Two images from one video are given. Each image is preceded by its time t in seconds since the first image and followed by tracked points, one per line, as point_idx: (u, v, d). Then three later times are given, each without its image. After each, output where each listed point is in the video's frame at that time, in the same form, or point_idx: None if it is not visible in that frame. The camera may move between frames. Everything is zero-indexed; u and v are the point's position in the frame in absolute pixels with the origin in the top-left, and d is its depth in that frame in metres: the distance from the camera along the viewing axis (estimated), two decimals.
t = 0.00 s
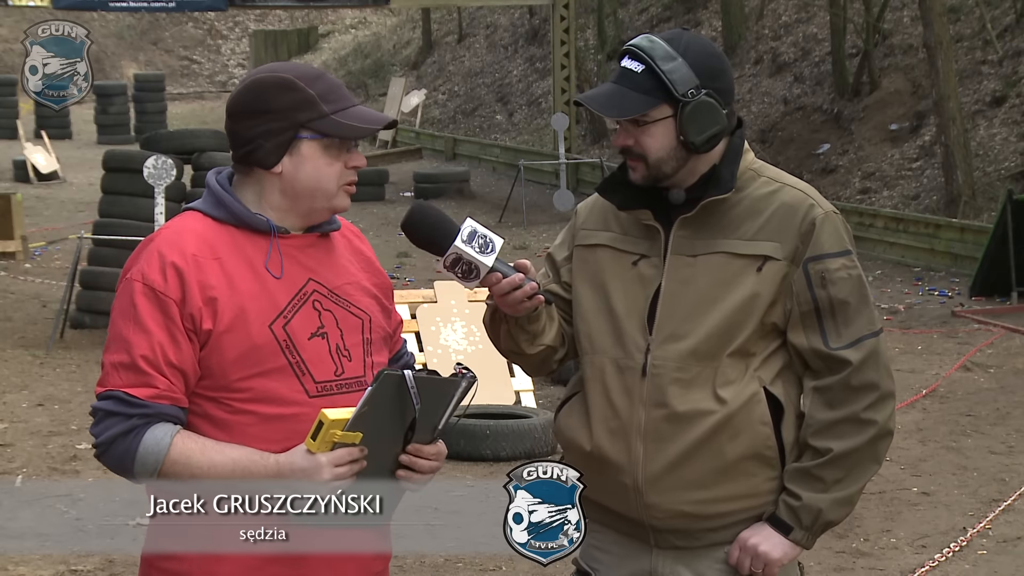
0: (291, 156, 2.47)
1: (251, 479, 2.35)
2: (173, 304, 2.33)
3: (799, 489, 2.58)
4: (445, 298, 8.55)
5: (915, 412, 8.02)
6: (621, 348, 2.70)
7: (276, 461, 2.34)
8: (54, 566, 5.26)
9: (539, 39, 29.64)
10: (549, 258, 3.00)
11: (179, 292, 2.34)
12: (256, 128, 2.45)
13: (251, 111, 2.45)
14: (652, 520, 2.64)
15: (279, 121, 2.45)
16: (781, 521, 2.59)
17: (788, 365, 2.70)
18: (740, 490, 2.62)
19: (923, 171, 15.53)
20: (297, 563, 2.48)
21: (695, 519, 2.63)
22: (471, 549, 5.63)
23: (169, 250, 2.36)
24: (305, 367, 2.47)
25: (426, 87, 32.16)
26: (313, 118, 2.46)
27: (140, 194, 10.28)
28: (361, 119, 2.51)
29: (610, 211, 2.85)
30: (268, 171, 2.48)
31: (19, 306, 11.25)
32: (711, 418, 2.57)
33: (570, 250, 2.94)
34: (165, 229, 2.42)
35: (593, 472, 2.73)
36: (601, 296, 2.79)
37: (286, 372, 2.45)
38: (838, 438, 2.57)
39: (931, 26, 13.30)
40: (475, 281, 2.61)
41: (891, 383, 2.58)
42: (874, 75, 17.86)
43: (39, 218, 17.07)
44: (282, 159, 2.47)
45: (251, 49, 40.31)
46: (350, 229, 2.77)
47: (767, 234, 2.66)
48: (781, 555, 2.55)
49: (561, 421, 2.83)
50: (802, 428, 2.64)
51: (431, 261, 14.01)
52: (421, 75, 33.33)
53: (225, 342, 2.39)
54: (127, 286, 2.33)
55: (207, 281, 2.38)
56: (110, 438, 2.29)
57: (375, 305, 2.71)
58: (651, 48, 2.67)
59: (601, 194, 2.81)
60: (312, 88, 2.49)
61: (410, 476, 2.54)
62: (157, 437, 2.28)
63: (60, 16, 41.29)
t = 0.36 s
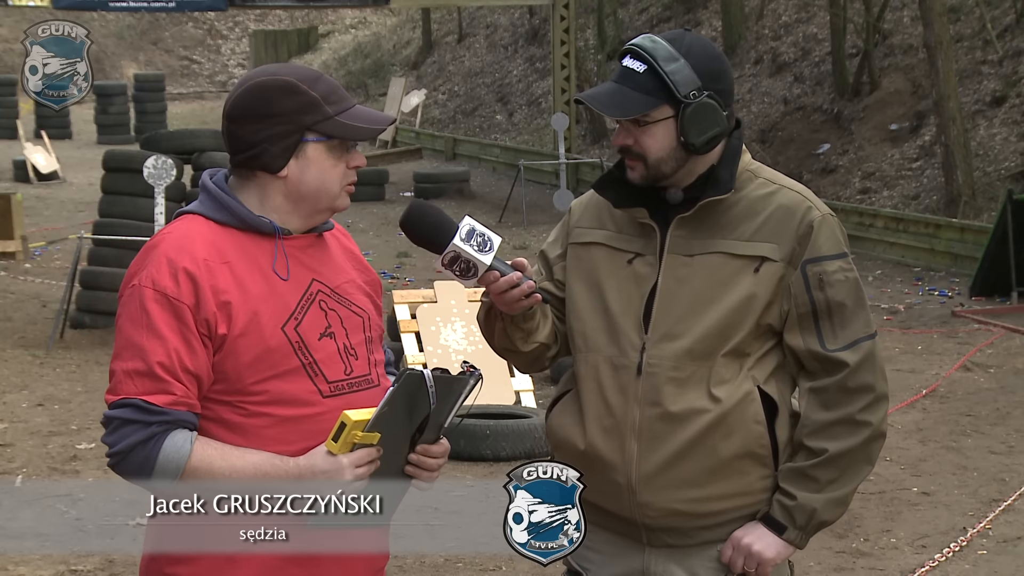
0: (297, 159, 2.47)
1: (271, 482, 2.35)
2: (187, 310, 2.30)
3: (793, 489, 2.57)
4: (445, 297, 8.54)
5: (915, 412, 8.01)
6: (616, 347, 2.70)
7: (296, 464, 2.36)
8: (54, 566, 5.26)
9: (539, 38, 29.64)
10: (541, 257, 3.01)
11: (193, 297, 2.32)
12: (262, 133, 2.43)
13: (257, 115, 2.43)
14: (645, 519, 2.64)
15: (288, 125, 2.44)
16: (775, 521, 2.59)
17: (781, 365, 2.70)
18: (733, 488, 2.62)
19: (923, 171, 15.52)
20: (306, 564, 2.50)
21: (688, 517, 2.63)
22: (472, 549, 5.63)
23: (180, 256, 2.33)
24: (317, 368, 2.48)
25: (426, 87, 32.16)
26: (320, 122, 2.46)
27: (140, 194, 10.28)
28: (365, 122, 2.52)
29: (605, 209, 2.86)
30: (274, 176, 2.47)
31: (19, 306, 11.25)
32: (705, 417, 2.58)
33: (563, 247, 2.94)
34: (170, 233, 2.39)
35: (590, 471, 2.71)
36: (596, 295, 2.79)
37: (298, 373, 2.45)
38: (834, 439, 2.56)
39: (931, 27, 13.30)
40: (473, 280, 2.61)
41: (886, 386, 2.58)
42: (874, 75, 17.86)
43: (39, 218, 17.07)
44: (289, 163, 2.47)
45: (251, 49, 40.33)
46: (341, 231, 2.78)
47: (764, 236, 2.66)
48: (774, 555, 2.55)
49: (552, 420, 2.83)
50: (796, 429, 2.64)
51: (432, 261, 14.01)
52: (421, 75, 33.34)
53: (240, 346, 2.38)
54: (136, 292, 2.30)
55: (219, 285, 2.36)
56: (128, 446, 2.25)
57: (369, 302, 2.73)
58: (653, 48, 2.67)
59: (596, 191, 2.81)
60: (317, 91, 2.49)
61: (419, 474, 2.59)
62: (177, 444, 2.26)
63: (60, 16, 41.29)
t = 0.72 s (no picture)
0: (291, 155, 2.47)
1: (277, 475, 2.35)
2: (190, 304, 2.30)
3: (782, 489, 2.57)
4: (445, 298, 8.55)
5: (915, 412, 8.01)
6: (607, 345, 2.70)
7: (301, 458, 2.35)
8: (54, 566, 5.26)
9: (539, 38, 29.65)
10: (534, 256, 3.01)
11: (196, 291, 2.31)
12: (256, 132, 2.43)
13: (251, 115, 2.43)
14: (635, 517, 2.64)
15: (281, 122, 2.44)
16: (764, 521, 2.59)
17: (771, 365, 2.71)
18: (723, 487, 2.62)
19: (923, 171, 15.52)
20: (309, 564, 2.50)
21: (677, 517, 2.63)
22: (471, 549, 5.63)
23: (183, 250, 2.33)
24: (321, 362, 2.49)
25: (426, 87, 32.16)
26: (312, 116, 2.46)
27: (140, 194, 10.28)
28: (357, 119, 2.51)
29: (596, 208, 2.86)
30: (268, 174, 2.47)
31: (19, 306, 11.25)
32: (694, 416, 2.58)
33: (555, 247, 2.95)
34: (172, 228, 2.39)
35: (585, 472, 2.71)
36: (587, 294, 2.79)
37: (300, 368, 2.45)
38: (822, 438, 2.56)
39: (931, 27, 13.30)
40: (467, 280, 2.61)
41: (874, 386, 2.58)
42: (874, 75, 17.86)
43: (39, 218, 17.06)
44: (283, 160, 2.47)
45: (251, 49, 40.31)
46: (339, 226, 2.79)
47: (755, 235, 2.66)
48: (762, 554, 2.55)
49: (544, 418, 2.84)
50: (785, 429, 2.65)
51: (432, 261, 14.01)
52: (421, 75, 33.35)
53: (244, 340, 2.38)
54: (139, 287, 2.29)
55: (223, 279, 2.36)
56: (133, 441, 2.24)
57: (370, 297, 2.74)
58: (645, 48, 2.67)
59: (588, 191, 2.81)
60: (308, 87, 2.48)
61: (418, 465, 2.58)
62: (182, 437, 2.25)
63: (60, 15, 41.28)
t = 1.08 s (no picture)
0: (270, 154, 2.46)
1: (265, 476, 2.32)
2: (179, 304, 2.30)
3: (779, 490, 2.58)
4: (445, 298, 8.56)
5: (915, 412, 8.01)
6: (603, 346, 2.70)
7: (287, 456, 2.32)
8: (54, 566, 5.26)
9: (539, 38, 29.66)
10: (529, 256, 3.01)
11: (185, 291, 2.32)
12: (237, 127, 2.47)
13: (236, 111, 2.47)
14: (631, 518, 2.64)
15: (261, 120, 2.45)
16: (761, 521, 2.59)
17: (768, 366, 2.71)
18: (720, 488, 2.63)
19: (923, 171, 15.52)
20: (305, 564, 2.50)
21: (675, 517, 2.63)
22: (471, 549, 5.63)
23: (173, 250, 2.34)
24: (313, 363, 2.48)
25: (426, 87, 32.16)
26: (290, 116, 2.44)
27: (140, 194, 10.29)
28: (340, 113, 2.47)
29: (592, 209, 2.86)
30: (251, 169, 2.48)
31: (19, 306, 11.25)
32: (689, 418, 2.58)
33: (551, 247, 2.95)
34: (164, 230, 2.40)
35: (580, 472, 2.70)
36: (583, 294, 2.79)
37: (293, 369, 2.45)
38: (819, 439, 2.57)
39: (931, 27, 13.29)
40: (465, 280, 2.61)
41: (871, 386, 2.58)
42: (874, 75, 17.86)
43: (39, 218, 17.07)
44: (262, 157, 2.47)
45: (250, 49, 40.31)
46: (340, 227, 2.79)
47: (752, 236, 2.66)
48: (759, 556, 2.55)
49: (540, 419, 2.83)
50: (782, 428, 2.65)
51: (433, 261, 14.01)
52: (421, 75, 33.35)
53: (234, 340, 2.39)
54: (129, 285, 2.31)
55: (213, 279, 2.37)
56: (119, 438, 2.25)
57: (369, 299, 2.74)
58: (640, 50, 2.68)
59: (584, 192, 2.81)
60: (291, 86, 2.48)
61: (412, 466, 2.57)
62: (167, 436, 2.25)
63: (60, 16, 41.31)
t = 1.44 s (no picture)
0: (263, 148, 2.47)
1: (250, 466, 2.29)
2: (168, 295, 2.32)
3: (782, 490, 2.58)
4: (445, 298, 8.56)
5: (915, 412, 8.01)
6: (604, 349, 2.70)
7: (276, 446, 2.28)
8: (54, 566, 5.26)
9: (539, 38, 29.66)
10: (527, 258, 3.01)
11: (175, 282, 2.33)
12: (235, 123, 2.49)
13: (237, 107, 2.49)
14: (634, 520, 2.64)
15: (255, 113, 2.46)
16: (764, 523, 2.59)
17: (769, 366, 2.71)
18: (722, 489, 2.62)
19: (923, 171, 15.53)
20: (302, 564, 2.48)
21: (677, 519, 2.63)
22: (471, 549, 5.63)
23: (166, 243, 2.36)
24: (304, 359, 2.47)
25: (426, 87, 32.16)
26: (283, 110, 2.44)
27: (140, 194, 10.28)
28: (331, 107, 2.46)
29: (591, 210, 2.86)
30: (246, 164, 2.50)
31: (19, 306, 11.25)
32: (692, 419, 2.58)
33: (549, 249, 2.95)
34: (159, 225, 2.42)
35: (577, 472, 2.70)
36: (583, 296, 2.78)
37: (285, 364, 2.45)
38: (821, 439, 2.57)
39: (931, 27, 13.30)
40: (463, 281, 2.60)
41: (872, 386, 2.59)
42: (874, 75, 17.86)
43: (39, 218, 17.07)
44: (256, 152, 2.48)
45: (251, 49, 40.32)
46: (347, 228, 2.79)
47: (751, 236, 2.66)
48: (763, 557, 2.55)
49: (540, 422, 2.83)
50: (784, 429, 2.65)
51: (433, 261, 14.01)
52: (421, 75, 33.35)
53: (222, 333, 2.39)
54: (123, 278, 2.33)
55: (203, 272, 2.38)
56: (108, 427, 2.26)
57: (373, 301, 2.72)
58: (639, 49, 2.68)
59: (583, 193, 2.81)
60: (287, 81, 2.47)
61: (410, 460, 2.52)
62: (155, 424, 2.26)
63: (60, 16, 41.33)
